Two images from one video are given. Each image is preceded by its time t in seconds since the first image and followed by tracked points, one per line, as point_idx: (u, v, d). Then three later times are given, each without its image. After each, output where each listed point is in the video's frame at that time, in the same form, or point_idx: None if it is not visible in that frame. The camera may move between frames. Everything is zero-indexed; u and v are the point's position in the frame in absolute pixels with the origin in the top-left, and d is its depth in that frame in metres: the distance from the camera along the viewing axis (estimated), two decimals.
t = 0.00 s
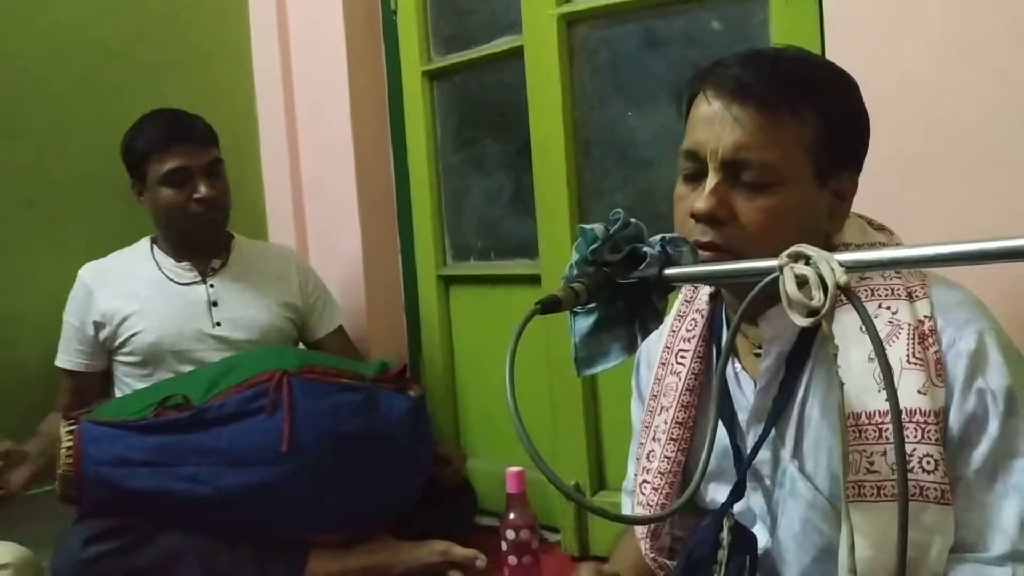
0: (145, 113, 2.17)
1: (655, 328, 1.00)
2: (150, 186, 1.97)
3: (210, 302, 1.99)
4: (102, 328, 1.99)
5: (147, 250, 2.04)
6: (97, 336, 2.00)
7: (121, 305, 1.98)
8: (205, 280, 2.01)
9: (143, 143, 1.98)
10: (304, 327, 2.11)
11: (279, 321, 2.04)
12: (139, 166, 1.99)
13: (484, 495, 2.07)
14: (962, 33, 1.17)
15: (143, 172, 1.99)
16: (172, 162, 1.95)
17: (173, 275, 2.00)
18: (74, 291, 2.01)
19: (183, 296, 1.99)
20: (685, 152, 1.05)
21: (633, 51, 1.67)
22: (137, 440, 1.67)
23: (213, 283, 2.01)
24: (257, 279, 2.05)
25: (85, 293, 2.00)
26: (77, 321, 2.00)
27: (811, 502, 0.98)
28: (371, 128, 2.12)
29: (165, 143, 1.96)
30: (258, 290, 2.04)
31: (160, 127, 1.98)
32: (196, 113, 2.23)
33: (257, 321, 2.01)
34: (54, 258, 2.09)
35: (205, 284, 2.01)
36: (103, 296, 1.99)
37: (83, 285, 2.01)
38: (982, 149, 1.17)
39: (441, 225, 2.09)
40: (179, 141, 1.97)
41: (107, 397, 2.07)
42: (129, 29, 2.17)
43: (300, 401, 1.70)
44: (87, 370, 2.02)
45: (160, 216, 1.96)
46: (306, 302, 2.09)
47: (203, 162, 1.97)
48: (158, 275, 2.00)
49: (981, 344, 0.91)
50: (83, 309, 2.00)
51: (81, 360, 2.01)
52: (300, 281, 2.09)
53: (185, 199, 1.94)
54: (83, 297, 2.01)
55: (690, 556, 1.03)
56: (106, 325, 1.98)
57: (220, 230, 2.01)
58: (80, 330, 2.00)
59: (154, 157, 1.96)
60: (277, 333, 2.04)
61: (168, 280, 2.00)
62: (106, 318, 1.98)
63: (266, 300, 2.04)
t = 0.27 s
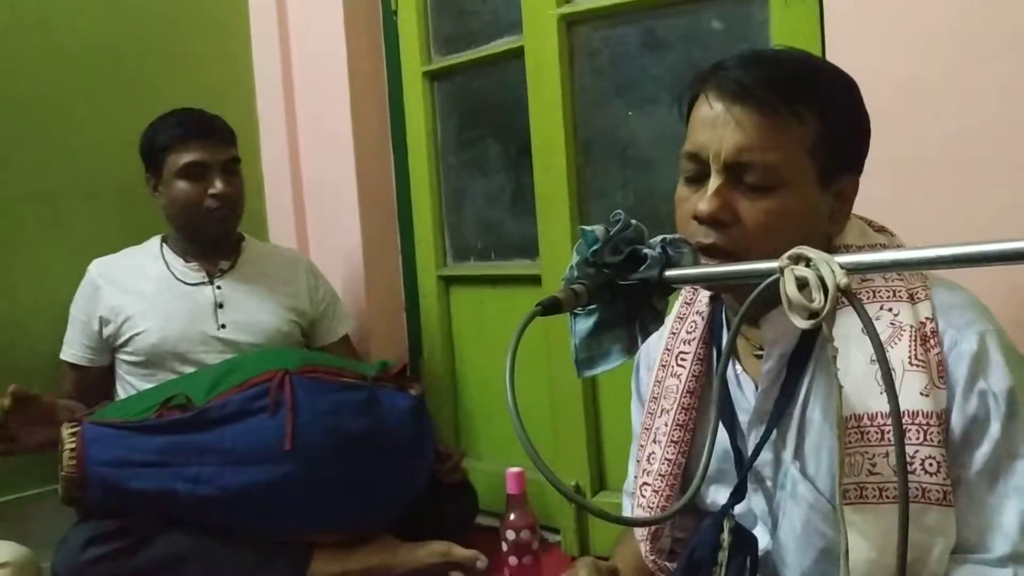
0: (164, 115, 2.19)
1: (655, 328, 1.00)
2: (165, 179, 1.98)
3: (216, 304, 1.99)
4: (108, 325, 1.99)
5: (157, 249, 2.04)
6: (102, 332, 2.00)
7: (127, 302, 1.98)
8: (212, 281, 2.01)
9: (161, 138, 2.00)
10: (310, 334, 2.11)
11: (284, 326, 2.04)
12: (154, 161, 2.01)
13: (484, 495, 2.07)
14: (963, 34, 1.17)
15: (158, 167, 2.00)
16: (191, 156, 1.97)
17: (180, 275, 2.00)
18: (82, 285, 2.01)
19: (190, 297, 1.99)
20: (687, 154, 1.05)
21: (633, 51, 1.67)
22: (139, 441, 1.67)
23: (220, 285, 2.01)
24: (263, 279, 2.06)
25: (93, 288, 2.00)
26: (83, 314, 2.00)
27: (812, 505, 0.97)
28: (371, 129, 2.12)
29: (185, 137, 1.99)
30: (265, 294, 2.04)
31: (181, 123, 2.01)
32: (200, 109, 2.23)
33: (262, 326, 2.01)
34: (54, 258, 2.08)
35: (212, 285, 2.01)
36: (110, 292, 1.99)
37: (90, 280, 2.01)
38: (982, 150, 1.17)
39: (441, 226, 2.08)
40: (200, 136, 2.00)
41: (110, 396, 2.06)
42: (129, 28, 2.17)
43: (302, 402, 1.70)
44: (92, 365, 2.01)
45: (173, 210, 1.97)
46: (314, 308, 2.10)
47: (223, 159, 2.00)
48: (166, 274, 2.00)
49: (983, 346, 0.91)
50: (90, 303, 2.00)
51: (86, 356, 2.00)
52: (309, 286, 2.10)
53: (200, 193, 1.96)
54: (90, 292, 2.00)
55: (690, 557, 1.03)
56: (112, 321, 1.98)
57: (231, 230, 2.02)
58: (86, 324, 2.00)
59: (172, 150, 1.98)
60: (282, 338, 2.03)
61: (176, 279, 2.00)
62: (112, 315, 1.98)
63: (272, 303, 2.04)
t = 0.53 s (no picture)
0: (190, 116, 2.24)
1: (657, 328, 0.99)
2: (191, 169, 2.02)
3: (228, 307, 1.99)
4: (117, 321, 1.98)
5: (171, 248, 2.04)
6: (110, 329, 1.98)
7: (139, 298, 1.97)
8: (225, 283, 2.01)
9: (194, 132, 2.05)
10: (316, 340, 2.12)
11: (293, 332, 2.04)
12: (183, 153, 2.05)
13: (485, 495, 2.07)
14: (964, 34, 1.17)
15: (186, 157, 2.04)
16: (221, 149, 2.02)
17: (194, 275, 2.00)
18: (92, 279, 1.99)
19: (203, 298, 1.99)
20: (688, 154, 1.04)
21: (634, 52, 1.67)
22: (141, 442, 1.67)
23: (233, 288, 2.01)
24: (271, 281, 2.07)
25: (104, 282, 1.99)
26: (92, 309, 1.98)
27: (814, 506, 0.97)
28: (373, 129, 2.12)
29: (218, 131, 2.04)
30: (276, 299, 2.05)
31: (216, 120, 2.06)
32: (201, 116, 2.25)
33: (272, 331, 2.01)
34: (55, 259, 2.08)
35: (225, 288, 2.01)
36: (121, 287, 1.98)
37: (102, 275, 1.99)
38: (984, 150, 1.17)
39: (442, 226, 2.08)
40: (231, 133, 2.05)
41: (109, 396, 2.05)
42: (130, 29, 2.17)
43: (303, 403, 1.69)
44: (97, 360, 2.00)
45: (194, 200, 2.01)
46: (322, 316, 2.10)
47: (250, 158, 2.04)
48: (180, 273, 2.00)
49: (986, 347, 0.91)
50: (100, 298, 1.98)
51: (92, 350, 1.99)
52: (319, 295, 2.11)
53: (224, 187, 2.00)
54: (101, 286, 1.99)
55: (693, 557, 1.04)
56: (122, 318, 1.97)
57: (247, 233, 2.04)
58: (94, 320, 1.98)
59: (204, 142, 2.03)
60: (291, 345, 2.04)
61: (189, 280, 1.99)
62: (122, 312, 1.97)
63: (283, 308, 2.05)
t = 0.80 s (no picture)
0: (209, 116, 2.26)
1: (657, 330, 1.00)
2: (211, 165, 2.04)
3: (232, 309, 1.99)
4: (120, 319, 1.98)
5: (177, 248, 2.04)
6: (113, 327, 1.98)
7: (143, 298, 1.98)
8: (230, 285, 2.01)
9: (218, 131, 2.06)
10: (318, 343, 2.12)
11: (295, 335, 2.04)
12: (204, 149, 2.07)
13: (485, 496, 2.07)
14: (966, 34, 1.16)
15: (207, 153, 2.05)
16: (243, 150, 2.03)
17: (199, 276, 2.00)
18: (97, 276, 2.00)
19: (208, 299, 1.99)
20: (690, 155, 1.04)
21: (635, 52, 1.67)
22: (141, 442, 1.67)
23: (237, 290, 2.01)
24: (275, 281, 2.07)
25: (109, 281, 1.99)
26: (96, 306, 1.98)
27: (814, 506, 0.97)
28: (373, 129, 2.12)
29: (243, 131, 2.05)
30: (280, 301, 2.05)
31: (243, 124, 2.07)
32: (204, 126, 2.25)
33: (275, 334, 2.01)
34: (55, 259, 2.08)
35: (229, 289, 2.01)
36: (125, 286, 1.98)
37: (107, 273, 2.00)
38: (984, 151, 1.17)
39: (443, 226, 2.08)
40: (253, 136, 2.05)
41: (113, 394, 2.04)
42: (130, 29, 2.17)
43: (304, 403, 1.69)
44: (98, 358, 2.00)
45: (208, 194, 2.02)
46: (325, 319, 2.10)
47: (268, 164, 2.05)
48: (185, 273, 2.00)
49: (987, 348, 0.91)
50: (103, 296, 1.98)
51: (94, 348, 1.98)
52: (323, 300, 2.10)
53: (239, 188, 2.01)
54: (105, 285, 1.99)
55: (693, 557, 1.03)
56: (125, 316, 1.97)
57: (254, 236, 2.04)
58: (97, 317, 1.98)
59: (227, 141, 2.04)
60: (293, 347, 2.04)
61: (194, 280, 2.00)
62: (125, 310, 1.97)
63: (286, 309, 2.05)
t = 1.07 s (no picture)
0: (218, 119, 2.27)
1: (659, 331, 1.00)
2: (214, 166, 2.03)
3: (229, 310, 1.99)
4: (118, 323, 1.98)
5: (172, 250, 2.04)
6: (112, 330, 1.98)
7: (141, 301, 1.97)
8: (226, 286, 2.01)
9: (222, 132, 2.06)
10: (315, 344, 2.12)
11: (293, 334, 2.04)
12: (208, 149, 2.06)
13: (486, 495, 2.07)
14: (968, 34, 1.16)
15: (210, 153, 2.05)
16: (246, 152, 2.02)
17: (196, 277, 2.00)
18: (94, 281, 1.99)
19: (205, 300, 1.99)
20: (691, 154, 1.04)
21: (635, 52, 1.67)
22: (142, 443, 1.67)
23: (234, 290, 2.01)
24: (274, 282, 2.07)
25: (106, 284, 1.99)
26: (94, 311, 1.98)
27: (815, 506, 0.97)
28: (373, 129, 2.12)
29: (247, 133, 2.04)
30: (277, 301, 2.05)
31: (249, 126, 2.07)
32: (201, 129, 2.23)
33: (272, 334, 2.01)
34: (56, 259, 2.08)
35: (226, 290, 2.00)
36: (123, 289, 1.98)
37: (104, 277, 2.00)
38: (986, 151, 1.17)
39: (443, 226, 2.08)
40: (259, 138, 2.05)
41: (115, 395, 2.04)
42: (130, 28, 2.17)
43: (304, 403, 1.69)
44: (99, 362, 2.00)
45: (211, 195, 2.01)
46: (323, 320, 2.10)
47: (271, 167, 2.05)
48: (181, 275, 1.99)
49: (988, 348, 0.91)
50: (101, 299, 1.98)
51: (93, 351, 1.98)
52: (320, 302, 2.10)
53: (242, 189, 2.00)
54: (102, 289, 1.99)
55: (694, 557, 1.03)
56: (123, 319, 1.97)
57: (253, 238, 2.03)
58: (96, 321, 1.98)
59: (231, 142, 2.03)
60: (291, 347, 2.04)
61: (191, 282, 1.99)
62: (123, 313, 1.97)
63: (283, 309, 2.05)
